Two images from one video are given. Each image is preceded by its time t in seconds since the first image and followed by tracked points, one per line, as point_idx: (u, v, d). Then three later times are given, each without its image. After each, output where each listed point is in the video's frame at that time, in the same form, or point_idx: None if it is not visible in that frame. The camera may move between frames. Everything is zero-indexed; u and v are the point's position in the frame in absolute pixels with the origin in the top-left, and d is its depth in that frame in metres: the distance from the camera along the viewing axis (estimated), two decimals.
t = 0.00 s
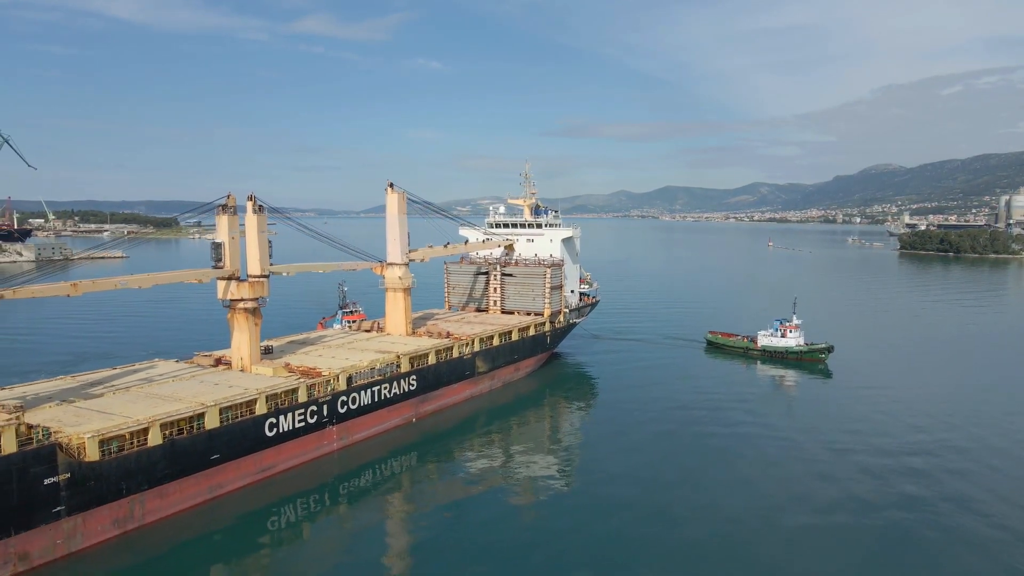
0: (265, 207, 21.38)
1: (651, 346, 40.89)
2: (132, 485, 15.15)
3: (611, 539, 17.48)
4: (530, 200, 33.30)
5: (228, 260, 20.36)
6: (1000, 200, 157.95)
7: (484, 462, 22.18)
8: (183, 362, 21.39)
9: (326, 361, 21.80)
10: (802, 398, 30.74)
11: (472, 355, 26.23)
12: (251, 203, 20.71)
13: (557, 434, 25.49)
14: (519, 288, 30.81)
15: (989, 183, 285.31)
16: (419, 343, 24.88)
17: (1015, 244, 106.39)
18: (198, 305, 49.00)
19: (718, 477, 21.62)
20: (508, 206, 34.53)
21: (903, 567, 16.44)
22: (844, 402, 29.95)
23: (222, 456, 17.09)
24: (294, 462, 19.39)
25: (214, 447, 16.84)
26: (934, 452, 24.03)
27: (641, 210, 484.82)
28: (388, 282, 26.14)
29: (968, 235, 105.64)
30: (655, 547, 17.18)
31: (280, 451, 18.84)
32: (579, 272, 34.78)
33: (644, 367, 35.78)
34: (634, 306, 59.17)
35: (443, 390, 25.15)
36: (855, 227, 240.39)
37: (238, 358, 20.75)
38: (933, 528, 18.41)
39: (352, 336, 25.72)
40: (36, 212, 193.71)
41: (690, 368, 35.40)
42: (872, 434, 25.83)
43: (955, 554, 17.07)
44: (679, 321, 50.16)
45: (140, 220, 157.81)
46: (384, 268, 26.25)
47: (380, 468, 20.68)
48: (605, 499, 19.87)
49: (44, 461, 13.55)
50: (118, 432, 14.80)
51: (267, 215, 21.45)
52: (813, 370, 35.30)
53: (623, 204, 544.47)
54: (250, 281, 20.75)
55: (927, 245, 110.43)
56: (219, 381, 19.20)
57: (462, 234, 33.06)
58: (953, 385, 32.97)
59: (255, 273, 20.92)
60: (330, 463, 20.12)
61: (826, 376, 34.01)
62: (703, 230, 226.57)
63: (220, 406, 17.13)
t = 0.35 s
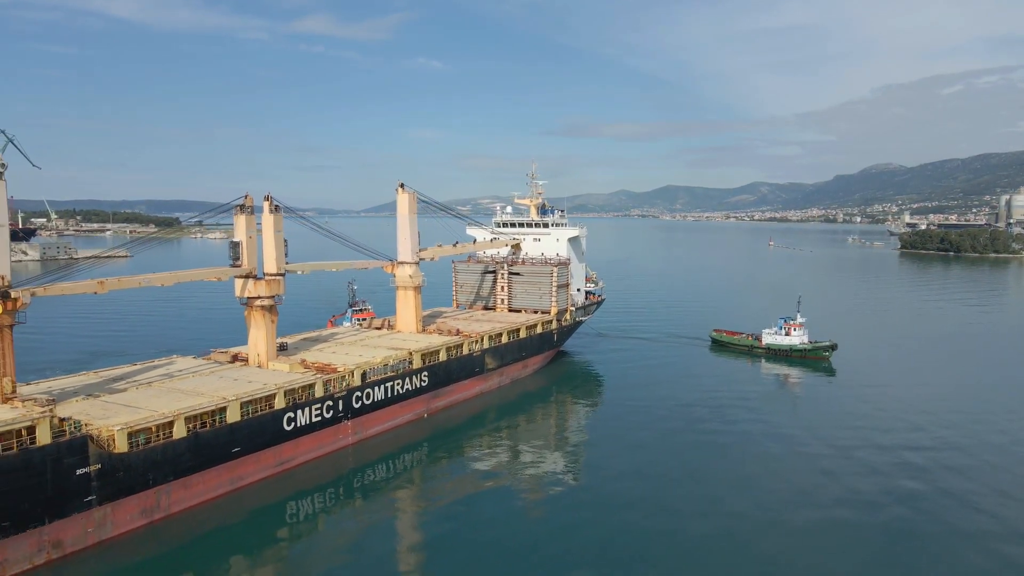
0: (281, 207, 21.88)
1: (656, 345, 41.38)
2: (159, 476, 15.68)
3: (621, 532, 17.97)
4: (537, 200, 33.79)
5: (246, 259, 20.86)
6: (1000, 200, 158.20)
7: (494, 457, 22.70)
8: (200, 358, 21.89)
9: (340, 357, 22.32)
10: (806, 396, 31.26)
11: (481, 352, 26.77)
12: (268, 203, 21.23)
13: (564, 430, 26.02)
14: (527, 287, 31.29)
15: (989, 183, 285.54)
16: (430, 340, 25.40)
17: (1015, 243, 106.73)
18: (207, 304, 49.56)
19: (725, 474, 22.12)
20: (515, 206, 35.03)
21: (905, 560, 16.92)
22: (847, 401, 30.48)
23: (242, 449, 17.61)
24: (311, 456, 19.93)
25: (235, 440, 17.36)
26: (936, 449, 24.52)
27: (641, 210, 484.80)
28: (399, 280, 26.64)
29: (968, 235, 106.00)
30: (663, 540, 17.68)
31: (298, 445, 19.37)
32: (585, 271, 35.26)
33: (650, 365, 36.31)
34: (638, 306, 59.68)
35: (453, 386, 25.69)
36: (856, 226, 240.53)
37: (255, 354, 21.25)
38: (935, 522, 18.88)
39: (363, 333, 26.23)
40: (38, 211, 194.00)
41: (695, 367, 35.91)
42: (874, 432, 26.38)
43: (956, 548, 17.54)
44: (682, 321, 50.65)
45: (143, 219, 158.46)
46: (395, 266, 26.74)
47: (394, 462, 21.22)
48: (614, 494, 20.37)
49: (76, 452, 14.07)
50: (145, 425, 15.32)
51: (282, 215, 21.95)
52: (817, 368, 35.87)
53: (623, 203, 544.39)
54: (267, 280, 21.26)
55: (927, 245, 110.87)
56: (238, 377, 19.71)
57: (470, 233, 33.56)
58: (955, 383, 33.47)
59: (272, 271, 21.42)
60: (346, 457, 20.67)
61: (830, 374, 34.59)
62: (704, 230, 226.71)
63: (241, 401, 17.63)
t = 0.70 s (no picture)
0: (297, 207, 22.39)
1: (661, 344, 41.92)
2: (184, 468, 16.18)
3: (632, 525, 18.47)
4: (544, 200, 34.31)
5: (263, 257, 21.35)
6: (1000, 199, 158.58)
7: (503, 452, 23.22)
8: (217, 354, 22.38)
9: (354, 354, 22.84)
10: (811, 394, 31.78)
11: (490, 349, 27.30)
12: (285, 203, 21.74)
13: (570, 426, 26.56)
14: (534, 285, 31.77)
15: (989, 182, 285.84)
16: (441, 337, 25.93)
17: (1016, 242, 107.17)
18: (216, 302, 50.10)
19: (732, 470, 22.61)
20: (522, 206, 35.55)
21: (909, 554, 17.42)
22: (851, 399, 31.04)
23: (263, 443, 18.13)
24: (327, 449, 20.47)
25: (256, 434, 17.87)
26: (939, 447, 25.04)
27: (641, 209, 484.96)
28: (409, 278, 27.13)
29: (968, 234, 106.45)
30: (671, 533, 18.20)
31: (315, 439, 19.90)
32: (591, 270, 35.75)
33: (656, 363, 36.84)
34: (641, 305, 60.23)
35: (463, 383, 26.22)
36: (856, 226, 240.71)
37: (272, 351, 21.75)
38: (938, 518, 19.37)
39: (375, 331, 26.74)
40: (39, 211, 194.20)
41: (700, 365, 36.45)
42: (877, 429, 26.92)
43: (959, 542, 18.02)
44: (687, 320, 51.17)
45: (145, 219, 158.88)
46: (406, 265, 27.21)
47: (407, 456, 21.73)
48: (625, 488, 20.87)
49: (107, 444, 14.58)
50: (172, 418, 15.80)
51: (298, 214, 22.47)
52: (822, 365, 36.46)
53: (624, 203, 544.67)
54: (283, 278, 21.75)
55: (928, 245, 111.36)
56: (256, 372, 20.21)
57: (478, 232, 34.09)
58: (957, 382, 34.00)
59: (288, 270, 21.92)
60: (361, 451, 21.20)
61: (834, 372, 35.19)
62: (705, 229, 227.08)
63: (261, 396, 18.14)
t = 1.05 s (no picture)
0: (312, 207, 22.89)
1: (667, 342, 42.46)
2: (208, 460, 16.69)
3: (643, 518, 18.94)
4: (551, 199, 34.81)
5: (280, 256, 21.85)
6: (1001, 199, 159.07)
7: (513, 446, 23.73)
8: (234, 351, 22.88)
9: (369, 351, 23.36)
10: (815, 392, 32.28)
11: (500, 346, 27.81)
12: (301, 203, 22.26)
13: (579, 421, 27.06)
14: (542, 284, 32.24)
15: (990, 182, 286.27)
16: (452, 335, 26.45)
17: (1016, 241, 107.79)
18: (225, 301, 50.62)
19: (739, 466, 23.10)
20: (529, 205, 36.06)
21: (913, 547, 17.89)
22: (855, 396, 31.58)
23: (282, 436, 18.65)
24: (343, 444, 21.00)
25: (276, 428, 18.39)
26: (943, 444, 25.52)
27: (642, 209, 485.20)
28: (420, 277, 27.62)
29: (969, 233, 106.98)
30: (679, 525, 18.71)
31: (332, 433, 20.42)
32: (597, 269, 36.24)
33: (662, 362, 37.33)
34: (646, 304, 60.70)
35: (474, 379, 26.74)
36: (857, 225, 240.85)
37: (288, 347, 22.24)
38: (941, 513, 19.85)
39: (387, 328, 27.25)
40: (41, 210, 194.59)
41: (705, 363, 37.00)
42: (880, 426, 27.47)
43: (961, 536, 18.50)
44: (691, 319, 51.68)
45: (148, 219, 159.38)
46: (417, 264, 27.68)
47: (421, 451, 22.26)
48: (634, 482, 21.36)
49: (136, 437, 15.09)
50: (197, 412, 16.31)
51: (314, 214, 22.98)
52: (826, 363, 37.04)
53: (624, 202, 544.91)
54: (299, 276, 22.24)
55: (928, 244, 111.93)
56: (274, 368, 20.72)
57: (486, 232, 34.59)
58: (959, 380, 34.55)
59: (304, 268, 22.42)
60: (376, 446, 21.72)
61: (838, 369, 35.78)
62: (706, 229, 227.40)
63: (281, 391, 18.65)
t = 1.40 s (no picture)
0: (327, 207, 23.35)
1: (672, 341, 42.99)
2: (232, 453, 17.19)
3: (653, 511, 19.40)
4: (558, 199, 35.32)
5: (296, 255, 22.31)
6: (1001, 198, 159.44)
7: (523, 441, 24.25)
8: (251, 348, 23.35)
9: (382, 347, 23.87)
10: (820, 391, 32.74)
11: (510, 344, 28.33)
12: (316, 203, 22.74)
13: (586, 418, 27.56)
14: (549, 283, 32.71)
15: (990, 181, 286.66)
16: (463, 332, 26.96)
17: (1016, 240, 108.23)
18: (233, 298, 51.10)
19: (746, 461, 23.56)
20: (536, 205, 36.58)
21: (918, 540, 18.34)
22: (859, 394, 32.16)
23: (301, 430, 19.15)
24: (359, 438, 21.52)
25: (296, 422, 18.89)
26: (946, 442, 25.98)
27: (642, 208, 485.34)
28: (431, 276, 28.10)
29: (969, 232, 107.51)
30: (691, 516, 19.22)
31: (348, 428, 20.94)
32: (603, 268, 36.72)
33: (668, 360, 37.79)
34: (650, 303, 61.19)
35: (484, 376, 27.25)
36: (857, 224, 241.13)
37: (303, 344, 22.72)
38: (945, 508, 20.29)
39: (398, 326, 27.76)
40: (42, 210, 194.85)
41: (711, 362, 37.56)
42: (885, 423, 28.04)
43: (964, 529, 19.00)
44: (696, 319, 52.20)
45: (151, 218, 159.95)
46: (427, 263, 28.16)
47: (434, 445, 22.76)
48: (644, 477, 21.86)
49: (164, 429, 15.58)
50: (221, 406, 16.81)
51: (329, 214, 23.47)
52: (831, 360, 37.61)
53: (624, 202, 545.16)
54: (315, 274, 22.72)
55: (928, 243, 112.33)
56: (291, 364, 21.21)
57: (494, 231, 35.10)
58: (962, 378, 35.13)
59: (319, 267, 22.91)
60: (390, 440, 22.24)
61: (843, 367, 36.36)
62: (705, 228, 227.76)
63: (300, 386, 19.14)
